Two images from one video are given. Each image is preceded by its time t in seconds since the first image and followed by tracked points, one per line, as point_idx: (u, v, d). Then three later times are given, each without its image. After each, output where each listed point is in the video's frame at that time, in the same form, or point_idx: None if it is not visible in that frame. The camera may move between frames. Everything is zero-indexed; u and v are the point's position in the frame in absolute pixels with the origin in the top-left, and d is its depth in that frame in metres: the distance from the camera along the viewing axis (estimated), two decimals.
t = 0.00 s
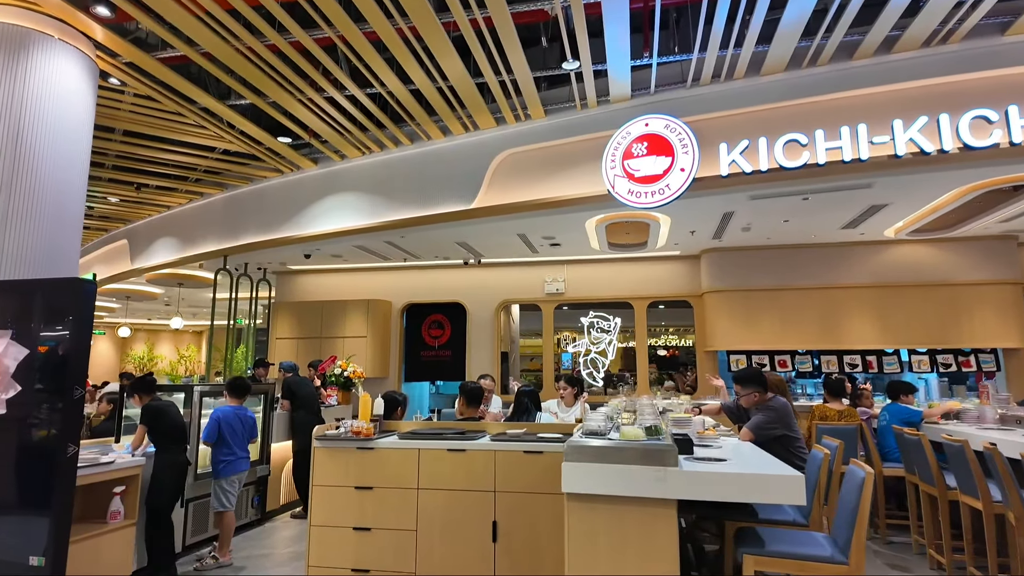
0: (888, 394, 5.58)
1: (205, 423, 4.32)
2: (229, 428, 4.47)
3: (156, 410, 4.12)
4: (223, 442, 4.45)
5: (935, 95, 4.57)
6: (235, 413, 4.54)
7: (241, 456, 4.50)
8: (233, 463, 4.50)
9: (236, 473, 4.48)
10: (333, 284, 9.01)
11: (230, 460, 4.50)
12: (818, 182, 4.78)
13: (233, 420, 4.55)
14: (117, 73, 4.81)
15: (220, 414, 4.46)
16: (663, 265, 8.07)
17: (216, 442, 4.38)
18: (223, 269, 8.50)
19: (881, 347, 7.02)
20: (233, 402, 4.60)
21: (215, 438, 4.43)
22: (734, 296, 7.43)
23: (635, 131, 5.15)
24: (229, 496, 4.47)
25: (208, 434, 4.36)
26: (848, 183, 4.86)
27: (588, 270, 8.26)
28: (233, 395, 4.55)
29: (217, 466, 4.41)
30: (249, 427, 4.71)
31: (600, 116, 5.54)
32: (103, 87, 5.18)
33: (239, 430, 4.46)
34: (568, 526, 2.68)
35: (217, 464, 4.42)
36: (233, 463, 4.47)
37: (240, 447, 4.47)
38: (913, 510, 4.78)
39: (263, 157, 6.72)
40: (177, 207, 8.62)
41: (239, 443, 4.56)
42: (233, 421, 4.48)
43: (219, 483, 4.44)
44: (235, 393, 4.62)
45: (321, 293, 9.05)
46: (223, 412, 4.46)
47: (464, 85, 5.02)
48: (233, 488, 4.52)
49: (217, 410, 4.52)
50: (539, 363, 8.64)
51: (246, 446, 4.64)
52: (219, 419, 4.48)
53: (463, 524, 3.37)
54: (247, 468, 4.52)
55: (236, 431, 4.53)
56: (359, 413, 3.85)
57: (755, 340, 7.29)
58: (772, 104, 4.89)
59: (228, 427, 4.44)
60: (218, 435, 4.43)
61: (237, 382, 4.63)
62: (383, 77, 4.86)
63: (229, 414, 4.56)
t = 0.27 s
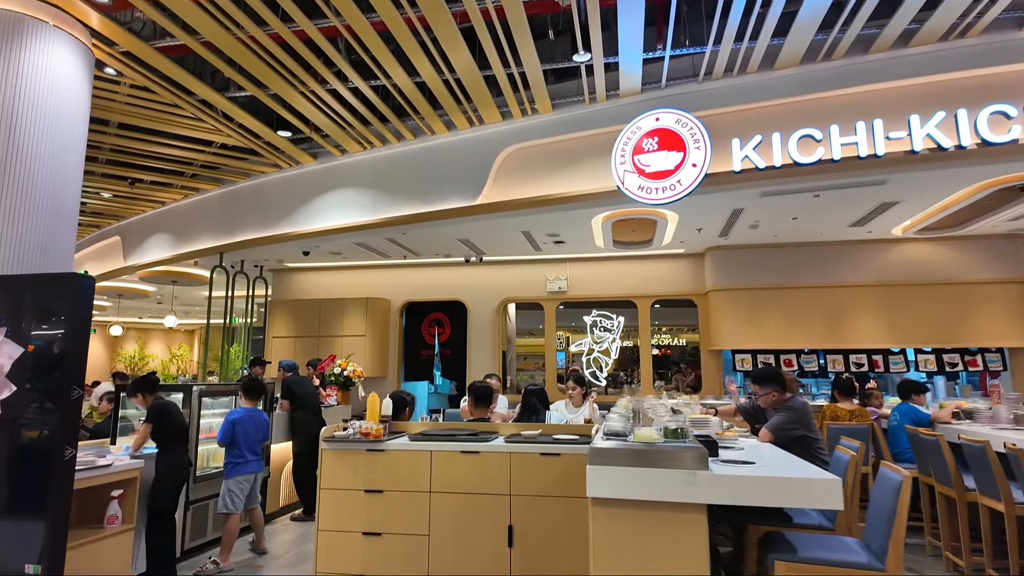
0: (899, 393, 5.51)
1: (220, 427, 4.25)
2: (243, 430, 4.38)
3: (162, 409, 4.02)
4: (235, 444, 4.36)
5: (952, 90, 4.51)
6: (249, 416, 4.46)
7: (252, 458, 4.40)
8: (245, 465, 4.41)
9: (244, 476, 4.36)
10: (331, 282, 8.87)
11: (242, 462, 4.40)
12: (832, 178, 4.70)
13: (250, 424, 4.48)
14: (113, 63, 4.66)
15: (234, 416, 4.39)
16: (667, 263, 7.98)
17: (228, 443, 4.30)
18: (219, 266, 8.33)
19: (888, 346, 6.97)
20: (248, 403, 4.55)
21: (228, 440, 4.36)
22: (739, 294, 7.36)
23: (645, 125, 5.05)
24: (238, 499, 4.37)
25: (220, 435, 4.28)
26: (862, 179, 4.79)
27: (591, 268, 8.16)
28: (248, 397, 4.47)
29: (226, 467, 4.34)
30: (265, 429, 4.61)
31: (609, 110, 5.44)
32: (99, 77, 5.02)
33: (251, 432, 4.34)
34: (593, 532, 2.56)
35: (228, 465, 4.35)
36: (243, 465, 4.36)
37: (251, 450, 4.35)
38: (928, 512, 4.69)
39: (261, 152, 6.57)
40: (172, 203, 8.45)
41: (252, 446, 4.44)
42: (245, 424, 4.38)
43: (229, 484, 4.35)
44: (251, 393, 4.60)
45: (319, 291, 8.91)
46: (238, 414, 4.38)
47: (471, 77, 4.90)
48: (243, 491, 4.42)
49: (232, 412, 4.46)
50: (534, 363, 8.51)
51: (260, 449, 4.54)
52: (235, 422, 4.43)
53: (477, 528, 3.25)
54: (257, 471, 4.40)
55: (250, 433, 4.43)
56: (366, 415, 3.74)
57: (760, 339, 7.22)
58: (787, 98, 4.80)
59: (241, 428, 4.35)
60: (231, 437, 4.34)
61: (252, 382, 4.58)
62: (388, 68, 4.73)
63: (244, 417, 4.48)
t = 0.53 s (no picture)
0: (908, 393, 5.47)
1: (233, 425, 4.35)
2: (258, 429, 4.44)
3: (166, 408, 4.02)
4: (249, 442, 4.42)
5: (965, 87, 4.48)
6: (262, 414, 4.50)
7: (265, 457, 4.43)
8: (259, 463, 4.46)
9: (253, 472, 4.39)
10: (329, 280, 8.74)
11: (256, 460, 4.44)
12: (844, 174, 4.65)
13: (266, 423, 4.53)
14: (111, 52, 4.53)
15: (250, 414, 4.47)
16: (669, 261, 7.93)
17: (241, 440, 4.37)
18: (214, 263, 8.18)
19: (891, 345, 6.95)
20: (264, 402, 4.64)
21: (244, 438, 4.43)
22: (743, 293, 7.31)
23: (655, 121, 4.98)
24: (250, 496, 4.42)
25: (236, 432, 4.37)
26: (874, 176, 4.74)
27: (593, 267, 8.09)
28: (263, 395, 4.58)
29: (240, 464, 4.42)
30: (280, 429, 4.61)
31: (617, 106, 5.37)
32: (95, 67, 4.88)
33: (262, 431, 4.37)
34: (619, 536, 2.48)
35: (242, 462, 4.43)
36: (255, 463, 4.41)
37: (263, 449, 4.38)
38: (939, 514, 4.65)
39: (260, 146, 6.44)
40: (166, 199, 8.29)
41: (265, 445, 4.46)
42: (260, 422, 4.44)
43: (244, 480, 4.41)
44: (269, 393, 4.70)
45: (316, 290, 8.77)
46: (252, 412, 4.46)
47: (479, 69, 4.81)
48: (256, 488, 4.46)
49: (249, 410, 4.54)
50: (527, 362, 8.35)
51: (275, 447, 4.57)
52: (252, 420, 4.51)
53: (492, 532, 3.16)
54: (268, 469, 4.43)
55: (264, 432, 4.47)
56: (374, 415, 3.66)
57: (764, 338, 7.18)
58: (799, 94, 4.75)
59: (256, 427, 4.42)
60: (246, 436, 4.41)
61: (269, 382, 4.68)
62: (395, 61, 4.64)
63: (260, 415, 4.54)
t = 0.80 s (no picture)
0: (903, 394, 5.49)
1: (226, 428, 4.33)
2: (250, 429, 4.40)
3: (157, 411, 3.90)
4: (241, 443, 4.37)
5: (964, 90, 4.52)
6: (255, 414, 4.45)
7: (256, 458, 4.37)
8: (252, 464, 4.42)
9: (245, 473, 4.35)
10: (318, 279, 8.59)
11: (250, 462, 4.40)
12: (845, 176, 4.65)
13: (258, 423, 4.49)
14: (98, 42, 4.36)
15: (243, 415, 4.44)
16: (663, 262, 7.92)
17: (232, 441, 4.34)
18: (200, 261, 7.98)
19: (882, 346, 7.00)
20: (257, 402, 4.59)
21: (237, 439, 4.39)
22: (736, 294, 7.32)
23: (656, 120, 4.93)
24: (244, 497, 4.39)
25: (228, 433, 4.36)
26: (874, 178, 4.75)
27: (586, 267, 8.05)
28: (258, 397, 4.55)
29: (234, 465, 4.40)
30: (274, 429, 4.55)
31: (617, 105, 5.33)
32: (82, 57, 4.71)
33: (251, 430, 4.32)
34: (637, 543, 2.42)
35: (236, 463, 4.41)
36: (247, 464, 4.36)
37: (253, 450, 4.32)
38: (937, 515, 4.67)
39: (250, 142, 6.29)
40: (150, 195, 8.08)
41: (258, 445, 4.41)
42: (251, 423, 4.39)
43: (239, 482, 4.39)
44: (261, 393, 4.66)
45: (305, 289, 8.61)
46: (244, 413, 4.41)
47: (479, 65, 4.73)
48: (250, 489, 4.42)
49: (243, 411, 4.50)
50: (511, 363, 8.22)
51: (269, 448, 4.52)
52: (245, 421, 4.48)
53: (500, 538, 3.08)
54: (259, 470, 4.37)
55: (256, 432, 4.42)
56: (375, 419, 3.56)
57: (757, 339, 7.19)
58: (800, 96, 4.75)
59: (248, 428, 4.38)
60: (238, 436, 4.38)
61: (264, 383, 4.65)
62: (394, 56, 4.53)
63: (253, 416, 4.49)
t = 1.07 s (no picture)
0: (902, 393, 5.48)
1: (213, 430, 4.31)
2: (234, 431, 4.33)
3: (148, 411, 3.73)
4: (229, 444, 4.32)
5: (968, 90, 4.51)
6: (241, 414, 4.38)
7: (242, 459, 4.30)
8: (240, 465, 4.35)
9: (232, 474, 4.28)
10: (310, 276, 8.44)
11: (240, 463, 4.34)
12: (850, 175, 4.64)
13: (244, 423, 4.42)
14: (87, 30, 4.20)
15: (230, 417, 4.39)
16: (659, 261, 7.89)
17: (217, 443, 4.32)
18: (189, 258, 7.81)
19: (878, 346, 7.03)
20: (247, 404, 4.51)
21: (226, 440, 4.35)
22: (733, 293, 7.31)
23: (660, 117, 4.88)
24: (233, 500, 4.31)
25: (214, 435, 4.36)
26: (878, 177, 4.74)
27: (583, 266, 7.99)
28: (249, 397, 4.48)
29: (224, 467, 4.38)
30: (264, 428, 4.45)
31: (620, 101, 5.27)
32: (70, 44, 4.54)
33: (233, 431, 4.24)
34: (660, 547, 2.35)
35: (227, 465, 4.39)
36: (231, 467, 4.29)
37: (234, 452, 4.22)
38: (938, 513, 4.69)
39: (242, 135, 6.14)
40: (137, 190, 7.89)
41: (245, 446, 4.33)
42: (234, 424, 4.32)
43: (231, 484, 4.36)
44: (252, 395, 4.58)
45: (296, 287, 8.46)
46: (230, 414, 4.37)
47: (481, 58, 4.64)
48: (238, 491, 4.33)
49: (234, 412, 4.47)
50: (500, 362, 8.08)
51: (258, 450, 4.41)
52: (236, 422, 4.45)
53: (511, 542, 3.01)
54: (242, 472, 4.26)
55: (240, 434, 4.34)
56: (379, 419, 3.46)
57: (754, 338, 7.19)
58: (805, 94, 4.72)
59: (231, 430, 4.31)
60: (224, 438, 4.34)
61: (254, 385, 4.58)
62: (395, 48, 4.43)
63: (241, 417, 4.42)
